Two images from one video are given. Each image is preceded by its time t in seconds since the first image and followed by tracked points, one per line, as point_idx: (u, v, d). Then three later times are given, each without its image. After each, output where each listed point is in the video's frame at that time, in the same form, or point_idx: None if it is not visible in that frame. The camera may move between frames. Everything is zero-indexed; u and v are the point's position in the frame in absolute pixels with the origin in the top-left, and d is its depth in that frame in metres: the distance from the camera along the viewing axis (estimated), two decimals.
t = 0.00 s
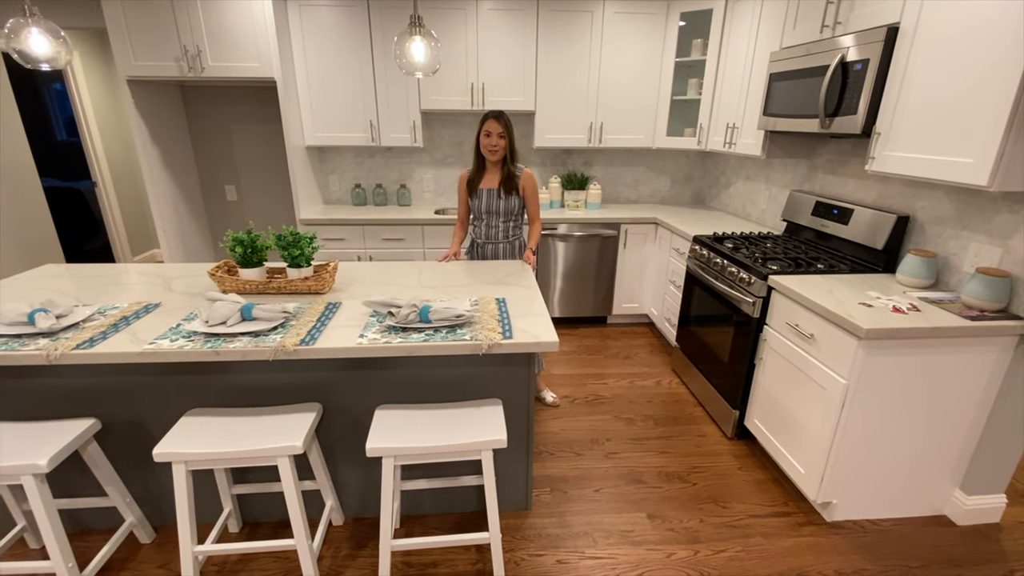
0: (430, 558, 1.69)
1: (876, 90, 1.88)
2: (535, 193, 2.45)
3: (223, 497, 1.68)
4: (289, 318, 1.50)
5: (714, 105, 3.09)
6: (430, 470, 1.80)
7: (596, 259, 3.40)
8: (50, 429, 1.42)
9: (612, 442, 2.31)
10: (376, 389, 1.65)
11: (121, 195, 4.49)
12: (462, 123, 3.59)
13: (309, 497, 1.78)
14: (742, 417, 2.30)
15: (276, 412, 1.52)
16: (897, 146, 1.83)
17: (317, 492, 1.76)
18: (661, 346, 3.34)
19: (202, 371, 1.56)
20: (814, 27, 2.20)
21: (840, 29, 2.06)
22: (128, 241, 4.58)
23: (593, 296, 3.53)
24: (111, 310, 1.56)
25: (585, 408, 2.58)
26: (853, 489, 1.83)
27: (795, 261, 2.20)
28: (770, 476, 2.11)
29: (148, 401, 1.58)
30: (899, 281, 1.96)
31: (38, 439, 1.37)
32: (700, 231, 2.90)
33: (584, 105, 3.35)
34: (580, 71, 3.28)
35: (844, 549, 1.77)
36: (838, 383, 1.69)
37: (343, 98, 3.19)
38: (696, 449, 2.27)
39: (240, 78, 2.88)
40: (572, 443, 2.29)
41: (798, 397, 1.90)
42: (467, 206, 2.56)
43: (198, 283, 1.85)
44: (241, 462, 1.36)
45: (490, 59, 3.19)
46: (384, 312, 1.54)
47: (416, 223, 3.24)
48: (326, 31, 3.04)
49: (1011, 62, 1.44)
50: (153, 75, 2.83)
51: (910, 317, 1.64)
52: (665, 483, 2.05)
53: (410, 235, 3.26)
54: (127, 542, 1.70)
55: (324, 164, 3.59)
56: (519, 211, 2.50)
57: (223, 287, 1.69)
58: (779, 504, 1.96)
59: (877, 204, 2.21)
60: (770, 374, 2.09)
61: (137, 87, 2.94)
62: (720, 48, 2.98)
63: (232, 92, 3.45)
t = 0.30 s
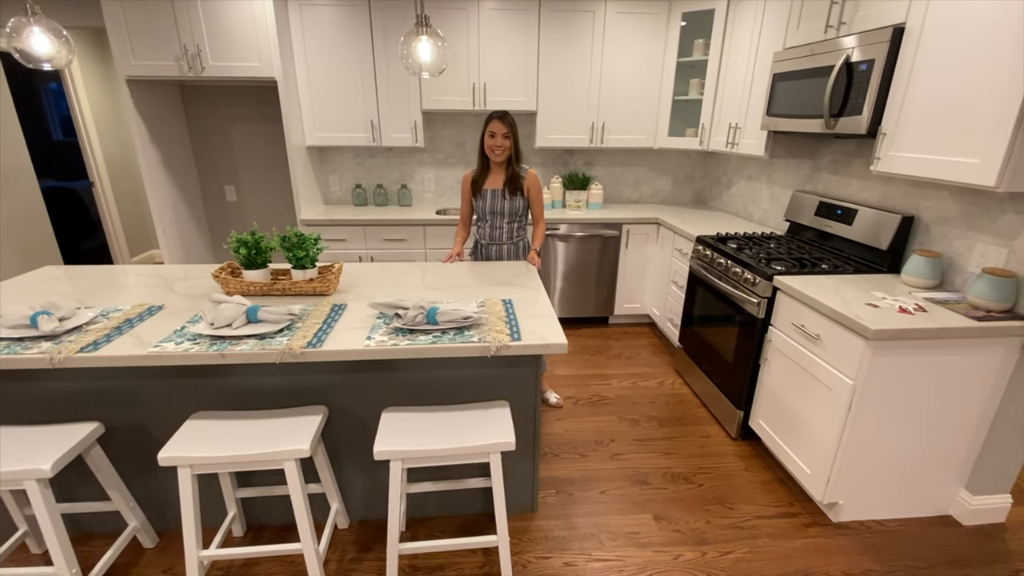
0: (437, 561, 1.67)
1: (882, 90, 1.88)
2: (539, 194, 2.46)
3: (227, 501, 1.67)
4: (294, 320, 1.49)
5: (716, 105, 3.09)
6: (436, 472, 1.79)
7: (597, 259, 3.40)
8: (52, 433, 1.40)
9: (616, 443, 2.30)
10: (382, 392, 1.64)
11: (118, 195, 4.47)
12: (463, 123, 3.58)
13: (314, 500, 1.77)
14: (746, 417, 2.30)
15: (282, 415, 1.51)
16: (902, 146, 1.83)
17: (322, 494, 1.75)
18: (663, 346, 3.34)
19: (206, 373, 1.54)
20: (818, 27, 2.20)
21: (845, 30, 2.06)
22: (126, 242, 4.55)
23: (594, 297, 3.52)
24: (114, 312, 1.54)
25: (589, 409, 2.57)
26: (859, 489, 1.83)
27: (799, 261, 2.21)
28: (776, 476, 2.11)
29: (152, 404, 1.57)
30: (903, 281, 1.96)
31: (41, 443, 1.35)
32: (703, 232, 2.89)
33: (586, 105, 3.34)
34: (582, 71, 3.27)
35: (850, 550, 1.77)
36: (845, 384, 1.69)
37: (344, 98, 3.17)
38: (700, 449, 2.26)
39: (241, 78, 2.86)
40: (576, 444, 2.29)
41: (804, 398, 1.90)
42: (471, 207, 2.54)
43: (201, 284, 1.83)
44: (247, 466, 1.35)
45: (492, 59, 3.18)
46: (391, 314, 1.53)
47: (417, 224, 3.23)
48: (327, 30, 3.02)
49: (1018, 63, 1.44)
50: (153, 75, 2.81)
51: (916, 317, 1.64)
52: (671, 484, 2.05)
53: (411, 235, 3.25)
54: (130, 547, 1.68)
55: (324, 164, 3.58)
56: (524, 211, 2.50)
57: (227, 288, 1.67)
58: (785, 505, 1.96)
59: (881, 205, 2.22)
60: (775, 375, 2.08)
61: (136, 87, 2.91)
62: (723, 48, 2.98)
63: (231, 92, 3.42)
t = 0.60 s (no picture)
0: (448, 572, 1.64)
1: (897, 90, 1.85)
2: (545, 195, 2.40)
3: (233, 511, 1.62)
4: (302, 327, 1.45)
5: (722, 104, 3.06)
6: (446, 480, 1.75)
7: (603, 261, 3.37)
8: (53, 444, 1.36)
9: (626, 448, 2.27)
10: (391, 398, 1.60)
11: (115, 197, 4.42)
12: (465, 123, 3.54)
13: (321, 510, 1.73)
14: (757, 421, 2.27)
15: (290, 423, 1.47)
16: (918, 147, 1.80)
17: (329, 503, 1.71)
18: (669, 348, 3.31)
19: (211, 381, 1.50)
20: (829, 26, 2.17)
21: (857, 29, 2.03)
22: (123, 244, 4.51)
23: (599, 298, 3.49)
24: (115, 318, 1.50)
25: (596, 413, 2.54)
26: (876, 495, 1.80)
27: (811, 263, 2.18)
28: (789, 481, 2.08)
29: (155, 412, 1.52)
30: (918, 283, 1.93)
31: (41, 455, 1.31)
32: (710, 233, 2.87)
33: (590, 105, 3.31)
34: (586, 70, 3.23)
35: (867, 556, 1.74)
36: (863, 389, 1.66)
37: (345, 97, 3.12)
38: (711, 454, 2.23)
39: (240, 77, 2.81)
40: (585, 449, 2.25)
41: (819, 402, 1.87)
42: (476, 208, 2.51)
43: (204, 288, 1.78)
44: (255, 477, 1.31)
45: (495, 58, 3.14)
46: (401, 319, 1.49)
47: (420, 225, 3.18)
48: (328, 28, 2.98)
49: None
50: (151, 74, 2.75)
51: (935, 321, 1.61)
52: (683, 490, 2.02)
53: (414, 236, 3.21)
54: (132, 559, 1.64)
55: (325, 165, 3.53)
56: (530, 213, 2.46)
57: (232, 293, 1.63)
58: (799, 510, 1.93)
59: (892, 206, 2.19)
60: (788, 378, 2.05)
61: (134, 86, 2.86)
62: (729, 48, 2.95)
63: (230, 91, 3.37)
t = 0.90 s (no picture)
0: None
1: (916, 90, 1.81)
2: (552, 197, 2.36)
3: (235, 527, 1.56)
4: (308, 336, 1.39)
5: (729, 104, 3.01)
6: (456, 493, 1.69)
7: (608, 263, 3.33)
8: (47, 460, 1.29)
9: (637, 456, 2.22)
10: (400, 410, 1.55)
11: (109, 200, 4.34)
12: (468, 123, 3.48)
13: (327, 525, 1.67)
14: (770, 427, 2.23)
15: (295, 437, 1.41)
16: (939, 148, 1.76)
17: (335, 518, 1.65)
18: (675, 351, 3.27)
19: (213, 393, 1.44)
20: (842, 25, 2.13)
21: (873, 27, 1.99)
22: (117, 248, 4.43)
23: (604, 301, 3.44)
24: (112, 328, 1.43)
25: (605, 419, 2.49)
26: (896, 505, 1.76)
27: (825, 266, 2.14)
28: (805, 490, 2.04)
29: (154, 426, 1.46)
30: (936, 287, 1.89)
31: (35, 473, 1.25)
32: (719, 235, 2.82)
33: (595, 104, 3.26)
34: (591, 69, 3.18)
35: (888, 568, 1.69)
36: (885, 397, 1.61)
37: (345, 96, 3.06)
38: (724, 461, 2.19)
39: (238, 75, 2.74)
40: (595, 457, 2.20)
41: (837, 410, 1.83)
42: (482, 211, 2.45)
43: (203, 295, 1.72)
44: (260, 495, 1.25)
45: (499, 56, 3.08)
46: (412, 328, 1.43)
47: (423, 227, 3.12)
48: (328, 26, 2.91)
49: None
50: (146, 72, 2.68)
51: (959, 327, 1.57)
52: (697, 499, 1.97)
53: (417, 239, 3.15)
54: None
55: (325, 166, 3.46)
56: (536, 217, 2.40)
57: (233, 301, 1.56)
58: (816, 520, 1.89)
59: (907, 208, 2.15)
60: (803, 384, 2.01)
61: (129, 84, 2.79)
62: (736, 47, 2.91)
63: (227, 90, 3.30)
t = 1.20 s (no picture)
0: None
1: (939, 90, 1.74)
2: (557, 200, 2.24)
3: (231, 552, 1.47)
4: (309, 352, 1.30)
5: (737, 104, 2.95)
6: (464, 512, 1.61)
7: (612, 267, 3.26)
8: (27, 487, 1.20)
9: (649, 467, 2.15)
10: (406, 427, 1.46)
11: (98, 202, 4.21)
12: (469, 123, 3.40)
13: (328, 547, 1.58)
14: (785, 437, 2.16)
15: (296, 457, 1.32)
16: (964, 149, 1.69)
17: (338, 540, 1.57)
18: (682, 356, 3.20)
19: (207, 411, 1.35)
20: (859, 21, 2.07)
21: (892, 25, 1.92)
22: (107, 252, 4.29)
23: (609, 305, 3.37)
24: (98, 343, 1.34)
25: (614, 429, 2.41)
26: (922, 520, 1.69)
27: (841, 271, 2.07)
28: (823, 502, 1.97)
29: (144, 447, 1.37)
30: (959, 293, 1.83)
31: (14, 501, 1.15)
32: (727, 237, 2.76)
33: (599, 104, 3.18)
34: (595, 68, 3.11)
35: None
36: (912, 409, 1.55)
37: (343, 96, 2.96)
38: (738, 473, 2.12)
39: (231, 74, 2.64)
40: (606, 469, 2.13)
41: (859, 421, 1.76)
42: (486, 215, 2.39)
43: (196, 306, 1.63)
44: (259, 523, 1.16)
45: (501, 55, 3.00)
46: (419, 342, 1.35)
47: (423, 230, 3.04)
48: (324, 23, 2.82)
49: None
50: (135, 71, 2.58)
51: (990, 336, 1.51)
52: (713, 514, 1.90)
53: (417, 242, 3.06)
54: None
55: (321, 167, 3.37)
56: (541, 221, 2.31)
57: (228, 312, 1.48)
58: (837, 535, 1.82)
59: (925, 211, 2.10)
60: (822, 393, 1.95)
61: (118, 83, 2.68)
62: (744, 45, 2.85)
63: (220, 89, 3.20)
